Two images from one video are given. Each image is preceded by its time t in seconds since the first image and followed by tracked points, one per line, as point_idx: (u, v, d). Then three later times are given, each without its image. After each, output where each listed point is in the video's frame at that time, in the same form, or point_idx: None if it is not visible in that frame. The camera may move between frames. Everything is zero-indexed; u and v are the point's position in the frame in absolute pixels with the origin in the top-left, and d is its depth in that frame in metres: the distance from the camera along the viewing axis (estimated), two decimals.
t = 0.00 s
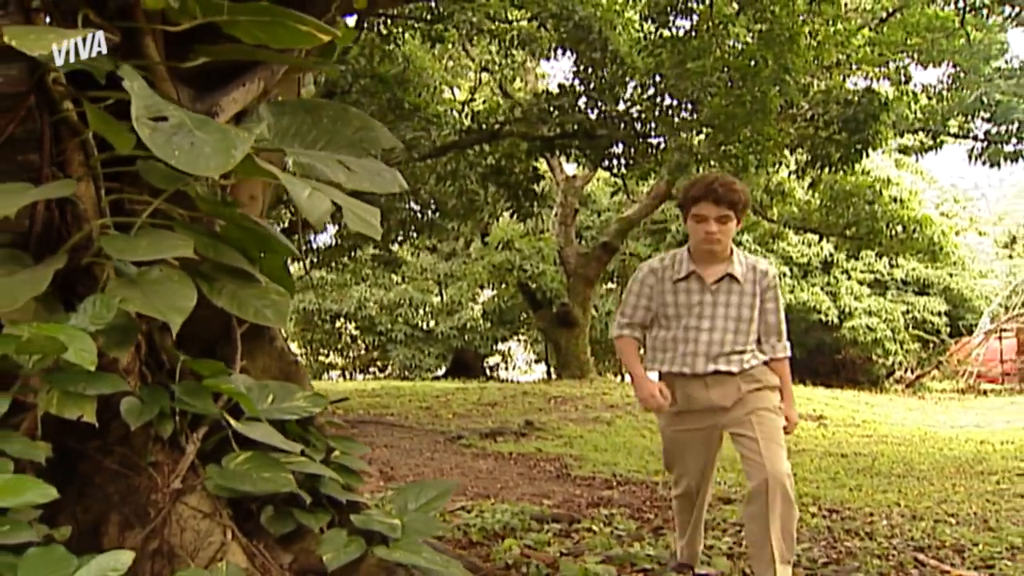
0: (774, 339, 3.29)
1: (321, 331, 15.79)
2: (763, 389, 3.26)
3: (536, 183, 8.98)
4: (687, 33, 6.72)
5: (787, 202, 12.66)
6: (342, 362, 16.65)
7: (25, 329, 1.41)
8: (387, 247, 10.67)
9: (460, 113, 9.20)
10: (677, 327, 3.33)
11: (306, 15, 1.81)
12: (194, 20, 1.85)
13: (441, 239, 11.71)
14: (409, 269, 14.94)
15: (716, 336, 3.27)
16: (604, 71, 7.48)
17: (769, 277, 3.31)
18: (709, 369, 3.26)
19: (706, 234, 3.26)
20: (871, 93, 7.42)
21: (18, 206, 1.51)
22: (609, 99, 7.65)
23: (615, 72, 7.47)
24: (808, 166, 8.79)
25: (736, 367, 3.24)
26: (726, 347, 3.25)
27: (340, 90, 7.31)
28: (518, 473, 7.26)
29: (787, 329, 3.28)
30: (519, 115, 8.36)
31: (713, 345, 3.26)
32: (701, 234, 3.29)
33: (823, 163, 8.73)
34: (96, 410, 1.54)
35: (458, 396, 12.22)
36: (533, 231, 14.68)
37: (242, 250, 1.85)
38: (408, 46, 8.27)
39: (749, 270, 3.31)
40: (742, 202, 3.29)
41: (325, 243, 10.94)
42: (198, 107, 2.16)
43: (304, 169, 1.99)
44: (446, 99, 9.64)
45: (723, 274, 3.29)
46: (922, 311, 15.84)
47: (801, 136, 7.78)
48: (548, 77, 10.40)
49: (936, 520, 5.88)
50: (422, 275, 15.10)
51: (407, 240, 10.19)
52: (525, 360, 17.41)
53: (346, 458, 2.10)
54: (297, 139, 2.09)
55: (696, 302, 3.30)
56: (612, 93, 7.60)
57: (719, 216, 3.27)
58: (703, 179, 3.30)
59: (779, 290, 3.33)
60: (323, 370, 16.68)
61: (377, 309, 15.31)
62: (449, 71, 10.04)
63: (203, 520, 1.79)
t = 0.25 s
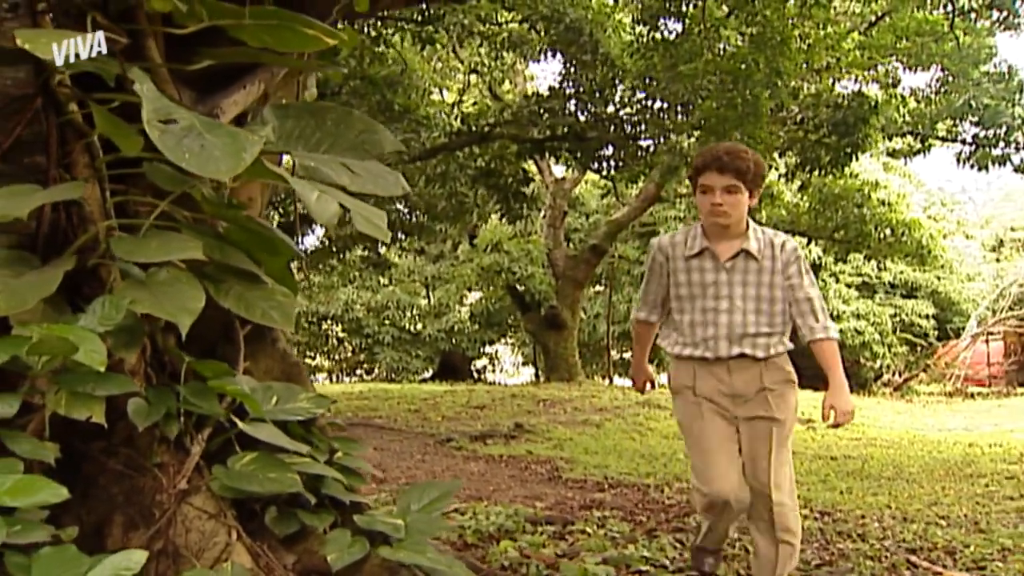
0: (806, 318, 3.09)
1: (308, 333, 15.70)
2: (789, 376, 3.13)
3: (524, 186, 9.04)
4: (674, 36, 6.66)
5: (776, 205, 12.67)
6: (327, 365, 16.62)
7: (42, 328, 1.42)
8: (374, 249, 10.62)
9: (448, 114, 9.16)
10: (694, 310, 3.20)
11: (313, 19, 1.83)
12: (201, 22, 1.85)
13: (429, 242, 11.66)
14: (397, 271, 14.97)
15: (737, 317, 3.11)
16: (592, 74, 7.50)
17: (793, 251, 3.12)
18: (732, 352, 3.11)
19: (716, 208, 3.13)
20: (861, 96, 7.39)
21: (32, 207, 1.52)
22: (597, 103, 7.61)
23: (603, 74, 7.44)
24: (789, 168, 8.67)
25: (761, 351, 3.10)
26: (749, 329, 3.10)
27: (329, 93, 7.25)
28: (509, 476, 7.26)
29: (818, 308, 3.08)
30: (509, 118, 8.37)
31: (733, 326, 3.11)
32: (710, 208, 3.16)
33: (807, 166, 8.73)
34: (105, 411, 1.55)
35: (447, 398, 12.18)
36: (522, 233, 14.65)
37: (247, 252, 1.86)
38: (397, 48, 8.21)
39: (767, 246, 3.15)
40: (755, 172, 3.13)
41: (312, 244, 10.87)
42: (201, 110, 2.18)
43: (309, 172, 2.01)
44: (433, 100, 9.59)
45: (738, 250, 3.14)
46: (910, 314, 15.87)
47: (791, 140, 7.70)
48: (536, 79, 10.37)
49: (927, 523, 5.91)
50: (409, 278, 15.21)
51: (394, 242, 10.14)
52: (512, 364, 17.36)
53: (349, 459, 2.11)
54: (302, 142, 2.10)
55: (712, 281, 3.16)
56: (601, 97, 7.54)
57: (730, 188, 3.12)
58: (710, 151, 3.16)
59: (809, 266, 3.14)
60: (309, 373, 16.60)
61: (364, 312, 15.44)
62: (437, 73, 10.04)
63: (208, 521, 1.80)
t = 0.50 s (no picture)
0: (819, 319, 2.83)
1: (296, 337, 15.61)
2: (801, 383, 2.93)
3: (517, 189, 8.71)
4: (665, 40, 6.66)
5: (766, 210, 12.67)
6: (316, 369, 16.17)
7: (59, 331, 1.44)
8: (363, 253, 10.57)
9: (440, 120, 9.10)
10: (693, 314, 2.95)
11: (322, 26, 1.85)
12: (210, 28, 1.85)
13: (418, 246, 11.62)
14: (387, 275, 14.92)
15: (741, 321, 2.87)
16: (583, 78, 7.53)
17: (796, 248, 2.88)
18: (740, 358, 2.87)
19: (707, 209, 2.87)
20: (852, 101, 7.36)
21: (48, 211, 1.53)
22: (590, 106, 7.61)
23: (594, 77, 7.48)
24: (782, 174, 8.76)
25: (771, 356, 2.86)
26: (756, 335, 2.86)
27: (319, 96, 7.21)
28: (502, 479, 7.28)
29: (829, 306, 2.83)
30: (500, 121, 8.37)
31: (738, 332, 2.87)
32: (700, 210, 2.89)
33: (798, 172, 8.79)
34: (118, 413, 1.56)
35: (436, 402, 12.15)
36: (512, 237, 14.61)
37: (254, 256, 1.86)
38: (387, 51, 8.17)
39: (767, 243, 2.89)
40: (748, 167, 2.86)
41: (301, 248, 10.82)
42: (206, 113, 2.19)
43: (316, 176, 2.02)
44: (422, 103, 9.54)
45: (737, 251, 2.89)
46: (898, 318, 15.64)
47: (781, 144, 7.63)
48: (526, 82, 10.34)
49: (920, 526, 5.95)
50: (397, 281, 15.19)
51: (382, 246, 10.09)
52: (501, 367, 17.38)
53: (354, 461, 2.12)
54: (308, 147, 2.12)
55: (712, 284, 2.91)
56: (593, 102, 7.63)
57: (721, 188, 2.85)
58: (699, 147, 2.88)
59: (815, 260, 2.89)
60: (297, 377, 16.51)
61: (353, 315, 15.29)
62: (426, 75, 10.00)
63: (216, 523, 1.81)
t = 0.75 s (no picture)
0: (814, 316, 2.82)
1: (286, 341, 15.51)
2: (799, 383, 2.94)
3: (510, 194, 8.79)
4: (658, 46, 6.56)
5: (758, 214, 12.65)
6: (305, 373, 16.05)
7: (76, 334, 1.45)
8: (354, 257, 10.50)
9: (433, 123, 9.00)
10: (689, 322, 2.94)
11: (333, 31, 1.87)
12: (222, 34, 1.87)
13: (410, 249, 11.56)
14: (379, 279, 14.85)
15: (736, 329, 2.86)
16: (576, 82, 7.54)
17: (774, 243, 2.86)
18: (741, 368, 2.86)
19: (681, 217, 2.82)
20: (845, 105, 7.33)
21: (65, 214, 1.54)
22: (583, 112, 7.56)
23: (587, 83, 7.49)
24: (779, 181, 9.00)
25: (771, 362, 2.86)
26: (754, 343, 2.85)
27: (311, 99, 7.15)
28: (498, 483, 7.30)
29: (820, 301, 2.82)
30: (493, 125, 8.35)
31: (736, 342, 2.86)
32: (671, 215, 2.84)
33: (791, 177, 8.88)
34: (132, 416, 1.58)
35: (428, 407, 12.10)
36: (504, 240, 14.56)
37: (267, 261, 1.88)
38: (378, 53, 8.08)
39: (749, 243, 2.86)
40: (714, 164, 2.80)
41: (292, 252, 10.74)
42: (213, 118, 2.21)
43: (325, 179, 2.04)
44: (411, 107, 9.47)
45: (721, 256, 2.84)
46: (890, 322, 15.69)
47: (775, 149, 7.52)
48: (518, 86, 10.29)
49: (916, 529, 5.99)
50: (388, 285, 15.12)
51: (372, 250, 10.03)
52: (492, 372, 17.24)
53: (363, 464, 2.14)
54: (317, 152, 2.14)
55: (701, 293, 2.89)
56: (586, 107, 7.57)
57: (686, 189, 2.79)
58: (659, 151, 2.82)
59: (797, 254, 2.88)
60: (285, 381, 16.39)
61: (344, 319, 15.20)
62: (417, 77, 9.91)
63: (227, 525, 1.83)
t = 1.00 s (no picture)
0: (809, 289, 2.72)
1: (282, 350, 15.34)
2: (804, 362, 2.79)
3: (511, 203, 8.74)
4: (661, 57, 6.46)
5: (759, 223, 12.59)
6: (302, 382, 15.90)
7: (104, 343, 1.47)
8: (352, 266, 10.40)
9: (436, 129, 8.91)
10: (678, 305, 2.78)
11: (354, 44, 1.90)
12: (244, 47, 1.90)
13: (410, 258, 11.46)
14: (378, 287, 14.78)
15: (729, 310, 2.71)
16: (579, 89, 7.55)
17: (767, 216, 2.72)
18: (735, 350, 2.74)
19: (668, 191, 2.66)
20: (847, 114, 7.09)
21: (95, 225, 1.56)
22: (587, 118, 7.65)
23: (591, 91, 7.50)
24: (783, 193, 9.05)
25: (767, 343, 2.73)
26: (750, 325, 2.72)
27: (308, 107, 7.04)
28: (503, 493, 7.30)
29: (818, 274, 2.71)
30: (494, 134, 8.33)
31: (731, 324, 2.71)
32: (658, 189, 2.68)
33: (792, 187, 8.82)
34: (157, 424, 1.59)
35: (429, 416, 11.99)
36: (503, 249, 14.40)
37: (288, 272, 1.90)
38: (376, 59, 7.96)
39: (738, 217, 2.73)
40: (702, 133, 2.64)
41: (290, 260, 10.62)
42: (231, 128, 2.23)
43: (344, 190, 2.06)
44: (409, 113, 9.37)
45: (711, 232, 2.71)
46: (891, 331, 15.50)
47: (776, 158, 7.32)
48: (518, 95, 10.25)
49: (923, 539, 5.98)
50: (387, 293, 15.01)
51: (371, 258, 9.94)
52: (490, 380, 17.07)
53: (380, 472, 2.15)
54: (335, 162, 2.16)
55: (690, 274, 2.74)
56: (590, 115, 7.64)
57: (672, 161, 2.63)
58: (640, 120, 2.66)
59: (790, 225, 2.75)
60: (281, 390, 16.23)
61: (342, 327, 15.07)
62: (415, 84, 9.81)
63: (248, 533, 1.85)
